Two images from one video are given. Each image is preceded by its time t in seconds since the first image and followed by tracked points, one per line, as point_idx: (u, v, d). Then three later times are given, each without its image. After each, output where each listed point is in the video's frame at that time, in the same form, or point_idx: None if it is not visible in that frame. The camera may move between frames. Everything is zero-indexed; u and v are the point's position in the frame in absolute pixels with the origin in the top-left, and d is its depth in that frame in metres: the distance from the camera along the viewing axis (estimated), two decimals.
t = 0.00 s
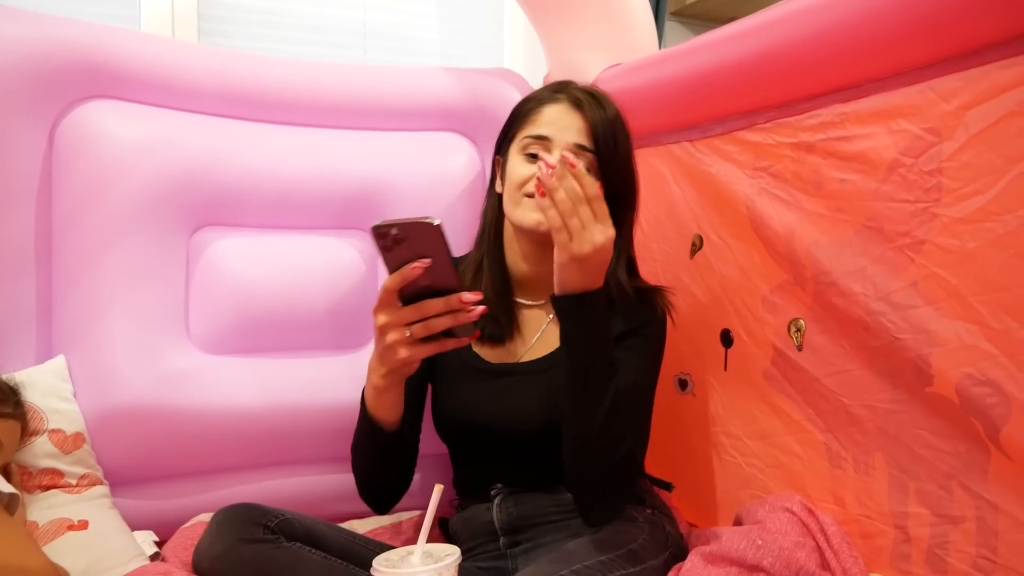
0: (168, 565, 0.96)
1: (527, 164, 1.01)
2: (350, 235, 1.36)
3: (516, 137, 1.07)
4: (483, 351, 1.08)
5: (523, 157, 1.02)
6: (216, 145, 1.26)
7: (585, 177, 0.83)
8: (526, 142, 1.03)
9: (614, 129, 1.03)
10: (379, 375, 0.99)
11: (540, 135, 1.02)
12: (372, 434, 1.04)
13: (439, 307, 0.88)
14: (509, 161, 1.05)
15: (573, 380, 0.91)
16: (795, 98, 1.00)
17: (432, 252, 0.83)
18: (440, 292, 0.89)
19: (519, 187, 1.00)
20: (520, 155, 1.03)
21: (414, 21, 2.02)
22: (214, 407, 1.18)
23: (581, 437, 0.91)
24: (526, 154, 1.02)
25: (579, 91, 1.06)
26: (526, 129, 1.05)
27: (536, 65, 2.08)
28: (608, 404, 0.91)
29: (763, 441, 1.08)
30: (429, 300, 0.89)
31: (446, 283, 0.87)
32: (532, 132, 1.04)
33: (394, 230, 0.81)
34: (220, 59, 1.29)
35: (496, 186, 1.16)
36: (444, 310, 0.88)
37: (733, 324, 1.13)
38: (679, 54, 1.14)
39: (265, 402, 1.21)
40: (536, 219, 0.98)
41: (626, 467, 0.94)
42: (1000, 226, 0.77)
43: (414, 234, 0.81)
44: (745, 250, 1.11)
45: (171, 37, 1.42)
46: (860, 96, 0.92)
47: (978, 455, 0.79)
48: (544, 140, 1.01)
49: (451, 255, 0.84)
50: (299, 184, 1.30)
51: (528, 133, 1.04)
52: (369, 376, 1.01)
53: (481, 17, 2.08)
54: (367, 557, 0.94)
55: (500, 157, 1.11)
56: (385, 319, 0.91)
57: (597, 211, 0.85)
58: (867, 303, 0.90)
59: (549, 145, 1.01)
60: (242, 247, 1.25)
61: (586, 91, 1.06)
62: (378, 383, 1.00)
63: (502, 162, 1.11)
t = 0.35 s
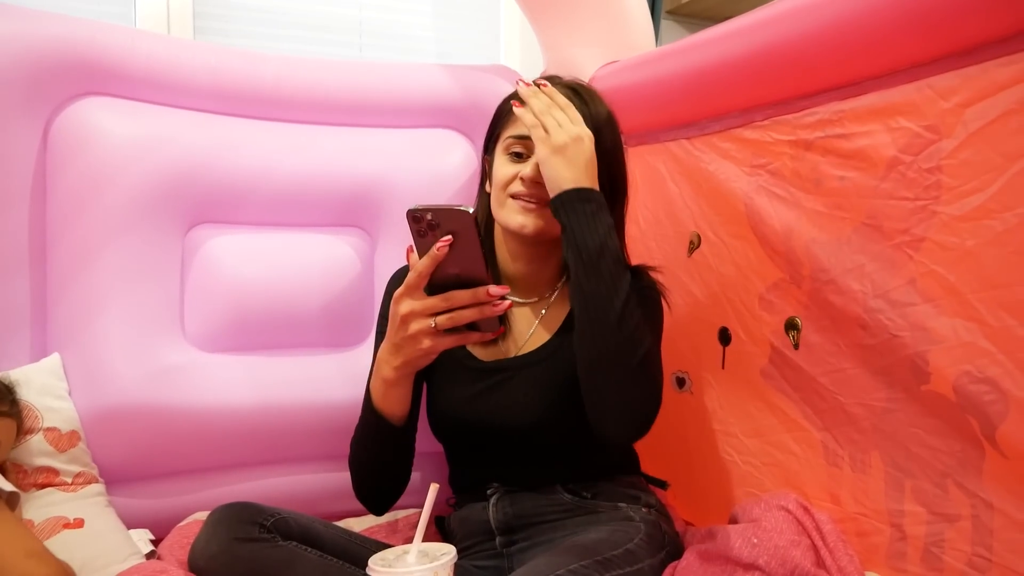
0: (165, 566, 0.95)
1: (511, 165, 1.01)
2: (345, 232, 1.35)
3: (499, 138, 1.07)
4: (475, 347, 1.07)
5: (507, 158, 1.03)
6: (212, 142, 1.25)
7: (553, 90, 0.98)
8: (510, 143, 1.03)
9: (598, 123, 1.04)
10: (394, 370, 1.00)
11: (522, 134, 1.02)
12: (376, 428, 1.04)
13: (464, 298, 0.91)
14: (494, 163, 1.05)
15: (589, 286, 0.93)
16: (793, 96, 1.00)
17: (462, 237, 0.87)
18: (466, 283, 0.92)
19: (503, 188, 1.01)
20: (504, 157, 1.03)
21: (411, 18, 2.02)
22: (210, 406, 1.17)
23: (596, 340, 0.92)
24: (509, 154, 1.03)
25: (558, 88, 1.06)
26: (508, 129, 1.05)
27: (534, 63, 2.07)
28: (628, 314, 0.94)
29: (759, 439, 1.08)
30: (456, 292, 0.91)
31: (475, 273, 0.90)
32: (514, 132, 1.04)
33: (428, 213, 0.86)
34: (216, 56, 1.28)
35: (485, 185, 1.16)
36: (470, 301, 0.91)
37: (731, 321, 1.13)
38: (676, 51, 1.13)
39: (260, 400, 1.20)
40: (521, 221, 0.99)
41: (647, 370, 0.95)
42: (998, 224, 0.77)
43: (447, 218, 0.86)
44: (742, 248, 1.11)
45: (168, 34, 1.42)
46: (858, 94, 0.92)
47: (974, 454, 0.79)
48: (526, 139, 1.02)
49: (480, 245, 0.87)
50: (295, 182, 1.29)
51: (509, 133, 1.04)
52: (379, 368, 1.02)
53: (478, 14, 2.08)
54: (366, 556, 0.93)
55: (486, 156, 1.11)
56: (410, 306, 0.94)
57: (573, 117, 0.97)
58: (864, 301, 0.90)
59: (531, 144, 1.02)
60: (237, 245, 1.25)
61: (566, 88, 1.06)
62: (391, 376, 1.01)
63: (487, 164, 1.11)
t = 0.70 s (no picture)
0: (155, 565, 0.95)
1: (497, 164, 1.02)
2: (339, 232, 1.35)
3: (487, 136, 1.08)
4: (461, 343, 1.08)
5: (494, 155, 1.04)
6: (204, 142, 1.25)
7: (568, 84, 1.06)
8: (495, 142, 1.04)
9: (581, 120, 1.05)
10: (387, 368, 1.00)
11: (507, 133, 1.03)
12: (369, 426, 1.04)
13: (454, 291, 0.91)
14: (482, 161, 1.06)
15: (585, 238, 0.96)
16: (783, 98, 1.01)
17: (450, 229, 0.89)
18: (457, 276, 0.94)
19: (488, 186, 1.02)
20: (490, 156, 1.04)
21: (406, 18, 2.02)
22: (202, 406, 1.17)
23: (590, 286, 0.94)
24: (495, 154, 1.04)
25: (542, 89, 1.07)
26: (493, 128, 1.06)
27: (528, 63, 2.08)
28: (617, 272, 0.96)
29: (751, 439, 1.08)
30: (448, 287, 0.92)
31: (465, 266, 0.92)
32: (501, 130, 1.04)
33: (417, 209, 0.89)
34: (209, 56, 1.28)
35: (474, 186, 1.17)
36: (464, 295, 0.92)
37: (722, 322, 1.13)
38: (666, 54, 1.13)
39: (253, 400, 1.20)
40: (504, 219, 0.99)
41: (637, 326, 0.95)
42: (986, 226, 0.77)
43: (432, 212, 0.89)
44: (734, 249, 1.11)
45: (160, 33, 1.41)
46: (848, 97, 0.93)
47: (962, 454, 0.80)
48: (510, 139, 1.02)
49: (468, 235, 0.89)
50: (288, 182, 1.29)
51: (496, 131, 1.05)
52: (372, 366, 1.02)
53: (472, 14, 2.08)
54: (358, 556, 0.94)
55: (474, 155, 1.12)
56: (404, 304, 0.94)
57: (583, 108, 1.05)
58: (854, 302, 0.91)
59: (517, 143, 1.02)
60: (230, 245, 1.25)
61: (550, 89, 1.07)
62: (385, 375, 1.01)
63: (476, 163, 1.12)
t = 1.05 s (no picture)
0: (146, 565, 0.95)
1: (485, 157, 1.04)
2: (332, 232, 1.35)
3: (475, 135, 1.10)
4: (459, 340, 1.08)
5: (482, 150, 1.06)
6: (197, 141, 1.25)
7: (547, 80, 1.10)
8: (481, 137, 1.06)
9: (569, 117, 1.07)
10: (404, 356, 0.98)
11: (492, 126, 1.05)
12: (382, 419, 1.02)
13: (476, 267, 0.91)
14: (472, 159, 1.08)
15: (621, 247, 1.02)
16: (777, 100, 1.01)
17: (472, 205, 0.91)
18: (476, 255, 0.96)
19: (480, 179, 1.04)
20: (479, 151, 1.06)
21: (399, 18, 2.02)
22: (194, 405, 1.17)
23: (621, 289, 0.99)
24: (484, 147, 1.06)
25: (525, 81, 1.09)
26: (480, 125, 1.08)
27: (521, 64, 2.08)
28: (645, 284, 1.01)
29: (744, 440, 1.08)
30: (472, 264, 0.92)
31: (483, 244, 0.94)
32: (485, 125, 1.07)
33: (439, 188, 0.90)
34: (203, 55, 1.28)
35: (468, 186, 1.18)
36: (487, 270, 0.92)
37: (716, 323, 1.14)
38: (661, 54, 1.14)
39: (246, 400, 1.20)
40: (497, 207, 1.00)
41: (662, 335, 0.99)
42: (978, 227, 0.78)
43: (455, 189, 0.91)
44: (727, 250, 1.11)
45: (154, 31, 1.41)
46: (842, 98, 0.93)
47: (955, 454, 0.80)
48: (496, 130, 1.04)
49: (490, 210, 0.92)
50: (282, 181, 1.29)
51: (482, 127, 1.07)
52: (388, 355, 0.99)
53: (466, 15, 2.08)
54: (350, 556, 0.93)
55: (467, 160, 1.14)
56: (427, 286, 0.93)
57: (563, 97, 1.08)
58: (847, 303, 0.91)
59: (502, 134, 1.04)
60: (224, 244, 1.25)
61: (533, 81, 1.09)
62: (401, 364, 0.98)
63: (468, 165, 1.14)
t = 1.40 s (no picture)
0: (145, 565, 0.95)
1: (472, 162, 1.05)
2: (329, 234, 1.35)
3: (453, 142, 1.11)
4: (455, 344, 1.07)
5: (465, 156, 1.07)
6: (194, 142, 1.25)
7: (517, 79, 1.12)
8: (462, 144, 1.07)
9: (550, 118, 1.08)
10: (405, 354, 0.97)
11: (472, 131, 1.06)
12: (382, 420, 1.01)
13: (477, 262, 0.92)
14: (455, 166, 1.09)
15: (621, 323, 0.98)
16: (772, 101, 1.01)
17: (470, 201, 0.92)
18: (475, 251, 0.96)
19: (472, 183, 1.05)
20: (462, 158, 1.07)
21: (396, 19, 2.02)
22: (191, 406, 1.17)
23: (614, 378, 0.96)
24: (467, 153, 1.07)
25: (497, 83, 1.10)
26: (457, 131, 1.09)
27: (518, 65, 2.08)
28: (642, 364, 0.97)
29: (740, 440, 1.09)
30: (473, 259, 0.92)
31: (481, 240, 0.95)
32: (464, 131, 1.08)
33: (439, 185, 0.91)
34: (200, 57, 1.28)
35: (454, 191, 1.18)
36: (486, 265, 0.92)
37: (712, 324, 1.14)
38: (657, 56, 1.13)
39: (243, 402, 1.20)
40: (496, 207, 1.02)
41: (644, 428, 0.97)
42: (972, 228, 0.78)
43: (454, 186, 0.92)
44: (723, 251, 1.12)
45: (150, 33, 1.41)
46: (836, 100, 0.93)
47: (950, 454, 0.81)
48: (477, 135, 1.05)
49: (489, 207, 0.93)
50: (279, 183, 1.29)
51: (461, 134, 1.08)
52: (389, 354, 0.98)
53: (462, 16, 2.08)
54: (347, 556, 0.93)
55: (447, 166, 1.15)
56: (429, 282, 0.93)
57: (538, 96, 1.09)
58: (842, 304, 0.91)
59: (483, 138, 1.05)
60: (221, 246, 1.25)
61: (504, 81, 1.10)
62: (401, 362, 0.97)
63: (450, 170, 1.14)
